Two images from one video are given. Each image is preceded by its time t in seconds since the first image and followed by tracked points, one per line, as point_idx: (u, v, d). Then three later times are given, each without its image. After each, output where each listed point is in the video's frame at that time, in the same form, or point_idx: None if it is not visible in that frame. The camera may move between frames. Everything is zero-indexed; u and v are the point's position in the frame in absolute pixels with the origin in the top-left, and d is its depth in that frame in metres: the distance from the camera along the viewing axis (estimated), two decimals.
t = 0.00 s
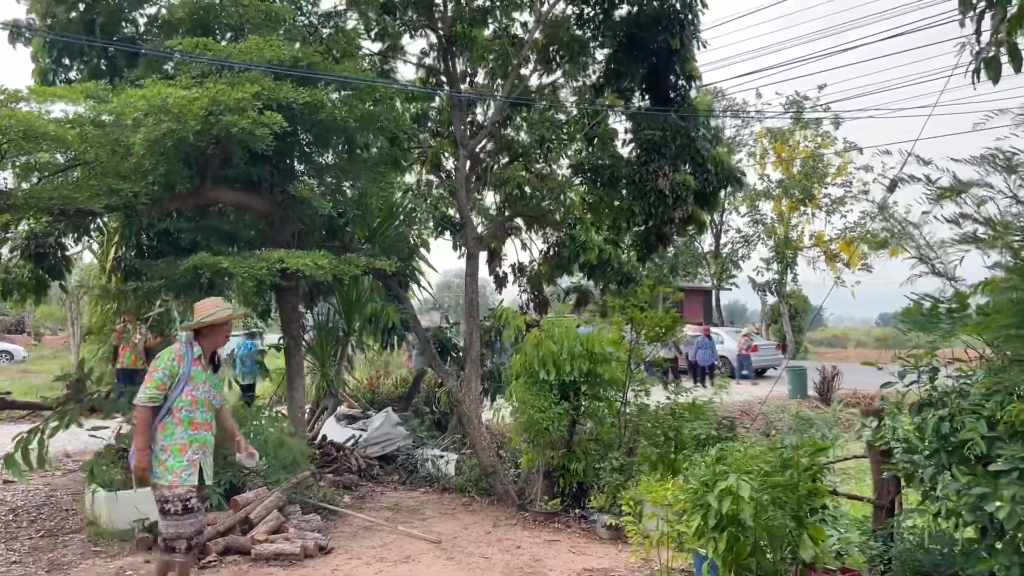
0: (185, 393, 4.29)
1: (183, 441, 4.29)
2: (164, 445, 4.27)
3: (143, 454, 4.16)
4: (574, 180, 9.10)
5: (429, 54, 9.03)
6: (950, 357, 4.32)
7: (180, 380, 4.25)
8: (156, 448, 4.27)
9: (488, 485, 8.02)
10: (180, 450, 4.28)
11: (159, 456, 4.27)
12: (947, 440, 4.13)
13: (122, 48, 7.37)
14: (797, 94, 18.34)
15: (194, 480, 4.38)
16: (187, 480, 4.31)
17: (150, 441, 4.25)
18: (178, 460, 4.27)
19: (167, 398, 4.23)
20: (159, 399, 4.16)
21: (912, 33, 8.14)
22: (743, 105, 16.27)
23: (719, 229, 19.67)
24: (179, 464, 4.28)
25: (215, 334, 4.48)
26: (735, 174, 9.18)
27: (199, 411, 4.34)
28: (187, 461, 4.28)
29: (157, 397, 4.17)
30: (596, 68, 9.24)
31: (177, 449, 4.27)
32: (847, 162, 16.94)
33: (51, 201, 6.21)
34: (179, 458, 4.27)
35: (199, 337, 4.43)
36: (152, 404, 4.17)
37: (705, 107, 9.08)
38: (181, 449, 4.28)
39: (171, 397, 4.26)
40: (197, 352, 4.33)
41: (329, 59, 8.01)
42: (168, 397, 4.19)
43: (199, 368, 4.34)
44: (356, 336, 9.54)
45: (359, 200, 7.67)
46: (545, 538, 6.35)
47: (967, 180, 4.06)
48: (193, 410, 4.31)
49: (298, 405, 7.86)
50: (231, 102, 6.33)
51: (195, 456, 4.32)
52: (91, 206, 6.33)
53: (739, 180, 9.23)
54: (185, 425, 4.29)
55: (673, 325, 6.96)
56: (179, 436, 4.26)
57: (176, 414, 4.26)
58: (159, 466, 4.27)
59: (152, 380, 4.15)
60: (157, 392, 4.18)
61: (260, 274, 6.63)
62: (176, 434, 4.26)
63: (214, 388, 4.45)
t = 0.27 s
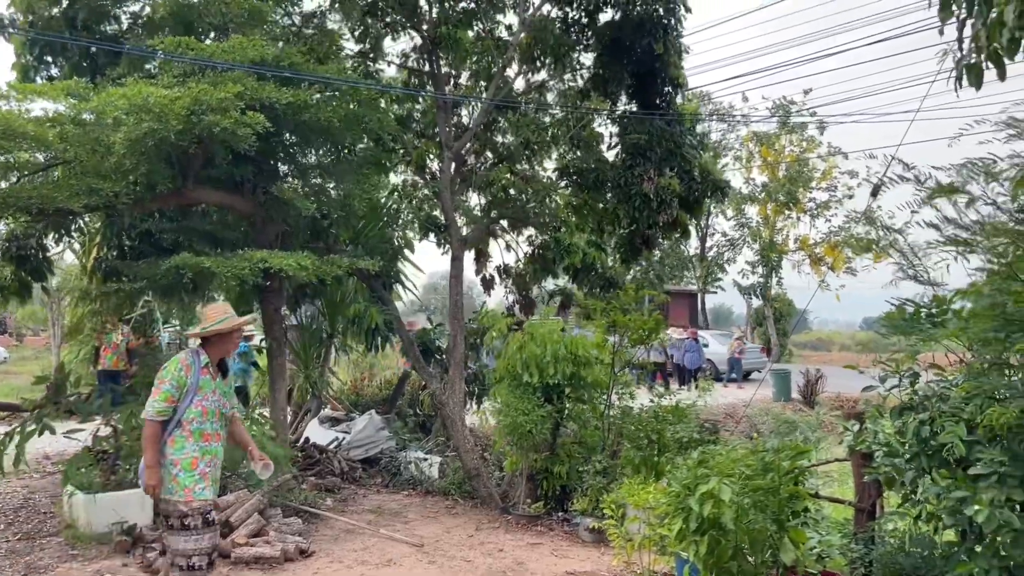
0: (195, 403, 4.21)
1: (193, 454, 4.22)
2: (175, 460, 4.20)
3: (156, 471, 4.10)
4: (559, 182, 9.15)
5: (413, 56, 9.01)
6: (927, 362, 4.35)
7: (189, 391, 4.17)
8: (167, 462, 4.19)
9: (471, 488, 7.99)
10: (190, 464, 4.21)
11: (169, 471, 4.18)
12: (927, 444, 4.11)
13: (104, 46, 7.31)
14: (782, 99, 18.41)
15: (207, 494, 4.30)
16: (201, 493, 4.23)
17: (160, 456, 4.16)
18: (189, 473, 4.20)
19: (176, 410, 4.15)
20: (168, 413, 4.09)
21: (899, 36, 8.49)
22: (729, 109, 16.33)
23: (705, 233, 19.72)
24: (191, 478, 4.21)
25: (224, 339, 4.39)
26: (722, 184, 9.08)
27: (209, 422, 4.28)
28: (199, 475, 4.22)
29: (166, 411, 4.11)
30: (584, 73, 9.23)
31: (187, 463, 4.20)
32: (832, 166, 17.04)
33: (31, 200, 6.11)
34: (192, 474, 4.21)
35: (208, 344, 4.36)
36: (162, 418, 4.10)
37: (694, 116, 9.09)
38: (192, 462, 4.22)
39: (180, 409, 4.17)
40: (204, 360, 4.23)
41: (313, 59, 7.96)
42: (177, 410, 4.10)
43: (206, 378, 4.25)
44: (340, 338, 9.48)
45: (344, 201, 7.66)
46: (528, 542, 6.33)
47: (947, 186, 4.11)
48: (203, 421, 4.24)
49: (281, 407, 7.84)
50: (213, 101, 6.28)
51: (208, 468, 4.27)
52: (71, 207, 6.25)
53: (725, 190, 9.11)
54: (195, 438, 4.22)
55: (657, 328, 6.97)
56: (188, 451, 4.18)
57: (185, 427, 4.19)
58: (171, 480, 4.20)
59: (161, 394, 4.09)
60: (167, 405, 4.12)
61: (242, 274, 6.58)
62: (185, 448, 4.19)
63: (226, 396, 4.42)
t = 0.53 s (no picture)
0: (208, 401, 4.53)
1: (208, 448, 4.54)
2: (190, 455, 4.51)
3: (174, 465, 4.39)
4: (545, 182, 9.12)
5: (398, 55, 8.98)
6: (908, 364, 4.34)
7: (204, 389, 4.48)
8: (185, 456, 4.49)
9: (455, 489, 7.97)
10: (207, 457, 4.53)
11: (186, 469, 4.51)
12: (909, 445, 4.14)
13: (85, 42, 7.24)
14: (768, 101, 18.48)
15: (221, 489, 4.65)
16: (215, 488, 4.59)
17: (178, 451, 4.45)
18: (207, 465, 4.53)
19: (191, 407, 4.44)
20: (184, 410, 4.34)
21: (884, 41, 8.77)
22: (715, 110, 16.37)
23: (691, 234, 19.77)
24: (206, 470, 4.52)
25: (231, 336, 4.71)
26: (706, 183, 9.15)
27: (222, 417, 4.60)
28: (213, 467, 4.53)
29: (181, 408, 4.35)
30: (568, 74, 9.31)
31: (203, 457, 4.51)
32: (817, 168, 17.13)
33: (9, 198, 6.14)
34: (207, 468, 4.55)
35: (218, 342, 4.68)
36: (178, 415, 4.35)
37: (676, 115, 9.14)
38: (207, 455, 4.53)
39: (195, 405, 4.47)
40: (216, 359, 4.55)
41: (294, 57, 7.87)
42: (192, 406, 4.37)
43: (219, 375, 4.57)
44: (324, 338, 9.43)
45: (327, 201, 7.50)
46: (511, 542, 6.32)
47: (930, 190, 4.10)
48: (216, 416, 4.57)
49: (263, 406, 7.76)
50: (195, 98, 6.23)
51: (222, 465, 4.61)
52: (51, 204, 6.19)
53: (709, 188, 9.20)
54: (210, 432, 4.53)
55: (642, 329, 6.96)
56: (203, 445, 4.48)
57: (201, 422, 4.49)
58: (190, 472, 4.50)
59: (177, 391, 4.35)
60: (183, 403, 4.37)
61: (224, 273, 6.53)
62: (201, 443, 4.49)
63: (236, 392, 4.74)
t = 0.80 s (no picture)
0: (236, 407, 4.04)
1: (236, 459, 4.04)
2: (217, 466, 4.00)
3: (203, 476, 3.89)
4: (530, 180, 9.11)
5: (384, 52, 8.93)
6: (894, 362, 4.36)
7: (231, 394, 3.99)
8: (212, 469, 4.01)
9: (440, 488, 7.95)
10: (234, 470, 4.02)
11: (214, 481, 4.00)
12: (893, 444, 4.14)
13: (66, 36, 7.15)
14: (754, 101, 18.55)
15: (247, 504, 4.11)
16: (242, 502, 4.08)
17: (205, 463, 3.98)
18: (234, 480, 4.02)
19: (219, 415, 3.97)
20: (215, 417, 3.90)
21: (868, 41, 8.86)
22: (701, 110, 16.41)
23: (677, 233, 19.80)
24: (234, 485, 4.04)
25: (257, 342, 4.24)
26: (690, 173, 9.17)
27: (249, 425, 4.09)
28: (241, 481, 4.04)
29: (212, 416, 3.91)
30: (553, 71, 9.25)
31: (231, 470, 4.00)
32: (802, 168, 17.19)
33: None
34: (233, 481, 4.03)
35: (243, 345, 4.20)
36: (208, 424, 3.90)
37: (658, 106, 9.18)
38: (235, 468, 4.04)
39: (222, 412, 3.99)
40: (244, 361, 4.08)
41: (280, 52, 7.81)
42: (223, 414, 3.92)
43: (247, 379, 4.08)
44: (309, 336, 9.37)
45: (313, 197, 7.44)
46: (496, 541, 6.30)
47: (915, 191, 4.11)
48: (243, 425, 4.05)
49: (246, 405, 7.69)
50: (178, 93, 6.17)
51: (248, 476, 4.09)
52: (31, 199, 6.10)
53: (693, 179, 9.20)
54: (237, 442, 4.03)
55: (627, 327, 7.04)
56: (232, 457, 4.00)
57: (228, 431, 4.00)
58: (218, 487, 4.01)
59: (206, 397, 3.90)
60: (212, 410, 3.92)
61: (208, 271, 6.47)
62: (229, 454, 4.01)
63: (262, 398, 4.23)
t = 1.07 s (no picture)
0: (268, 401, 3.82)
1: (269, 456, 3.82)
2: (250, 462, 3.78)
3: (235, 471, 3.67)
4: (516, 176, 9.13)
5: (371, 48, 8.89)
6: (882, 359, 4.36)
7: (262, 386, 3.78)
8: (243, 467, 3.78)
9: (426, 485, 7.92)
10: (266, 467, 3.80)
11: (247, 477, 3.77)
12: (878, 441, 4.16)
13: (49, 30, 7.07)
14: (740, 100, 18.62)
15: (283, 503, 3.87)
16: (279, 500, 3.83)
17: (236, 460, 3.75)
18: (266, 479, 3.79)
19: (250, 409, 3.75)
20: (245, 410, 3.68)
21: (854, 39, 8.86)
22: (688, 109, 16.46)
23: (663, 231, 19.85)
24: (267, 483, 3.80)
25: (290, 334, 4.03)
26: (675, 162, 9.14)
27: (282, 421, 3.88)
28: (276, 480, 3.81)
29: (242, 409, 3.70)
30: (538, 65, 9.14)
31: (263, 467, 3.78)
32: (788, 167, 17.24)
33: None
34: (267, 478, 3.80)
35: (275, 338, 3.99)
36: (237, 417, 3.69)
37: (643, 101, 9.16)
38: (268, 466, 3.81)
39: (253, 406, 3.78)
40: (276, 354, 3.87)
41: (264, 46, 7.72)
42: (254, 407, 3.71)
43: (279, 373, 3.87)
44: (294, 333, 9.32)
45: (298, 191, 7.42)
46: (482, 538, 6.29)
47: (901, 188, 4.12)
48: (276, 420, 3.84)
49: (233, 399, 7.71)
50: (162, 87, 6.11)
51: (284, 472, 3.85)
52: (11, 193, 6.02)
53: (679, 169, 9.22)
54: (269, 438, 3.81)
55: (614, 325, 7.02)
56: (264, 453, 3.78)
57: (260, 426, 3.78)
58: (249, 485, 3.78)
59: (236, 389, 3.69)
60: (242, 402, 3.70)
61: (192, 266, 6.42)
62: (261, 450, 3.79)
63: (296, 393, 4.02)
